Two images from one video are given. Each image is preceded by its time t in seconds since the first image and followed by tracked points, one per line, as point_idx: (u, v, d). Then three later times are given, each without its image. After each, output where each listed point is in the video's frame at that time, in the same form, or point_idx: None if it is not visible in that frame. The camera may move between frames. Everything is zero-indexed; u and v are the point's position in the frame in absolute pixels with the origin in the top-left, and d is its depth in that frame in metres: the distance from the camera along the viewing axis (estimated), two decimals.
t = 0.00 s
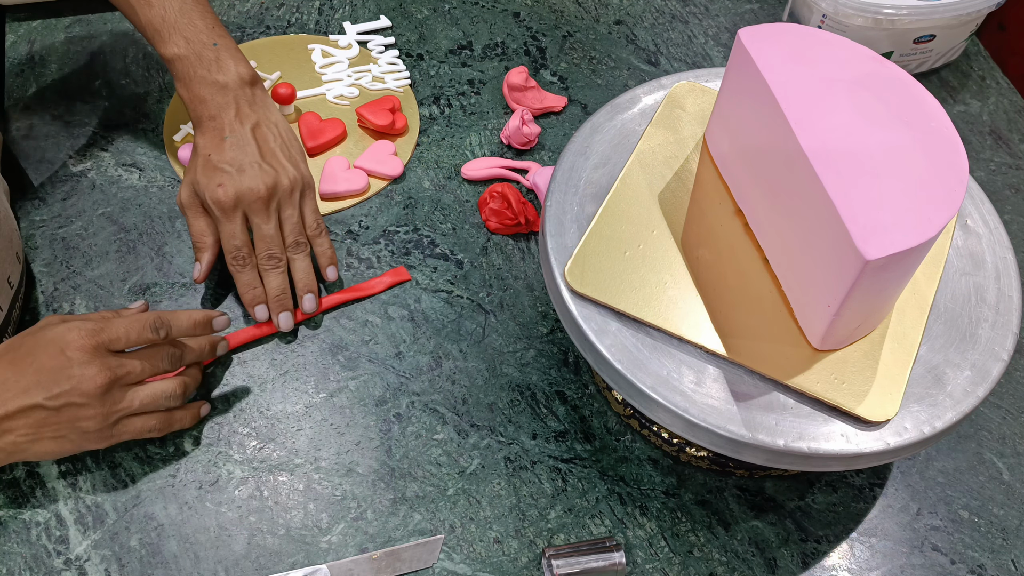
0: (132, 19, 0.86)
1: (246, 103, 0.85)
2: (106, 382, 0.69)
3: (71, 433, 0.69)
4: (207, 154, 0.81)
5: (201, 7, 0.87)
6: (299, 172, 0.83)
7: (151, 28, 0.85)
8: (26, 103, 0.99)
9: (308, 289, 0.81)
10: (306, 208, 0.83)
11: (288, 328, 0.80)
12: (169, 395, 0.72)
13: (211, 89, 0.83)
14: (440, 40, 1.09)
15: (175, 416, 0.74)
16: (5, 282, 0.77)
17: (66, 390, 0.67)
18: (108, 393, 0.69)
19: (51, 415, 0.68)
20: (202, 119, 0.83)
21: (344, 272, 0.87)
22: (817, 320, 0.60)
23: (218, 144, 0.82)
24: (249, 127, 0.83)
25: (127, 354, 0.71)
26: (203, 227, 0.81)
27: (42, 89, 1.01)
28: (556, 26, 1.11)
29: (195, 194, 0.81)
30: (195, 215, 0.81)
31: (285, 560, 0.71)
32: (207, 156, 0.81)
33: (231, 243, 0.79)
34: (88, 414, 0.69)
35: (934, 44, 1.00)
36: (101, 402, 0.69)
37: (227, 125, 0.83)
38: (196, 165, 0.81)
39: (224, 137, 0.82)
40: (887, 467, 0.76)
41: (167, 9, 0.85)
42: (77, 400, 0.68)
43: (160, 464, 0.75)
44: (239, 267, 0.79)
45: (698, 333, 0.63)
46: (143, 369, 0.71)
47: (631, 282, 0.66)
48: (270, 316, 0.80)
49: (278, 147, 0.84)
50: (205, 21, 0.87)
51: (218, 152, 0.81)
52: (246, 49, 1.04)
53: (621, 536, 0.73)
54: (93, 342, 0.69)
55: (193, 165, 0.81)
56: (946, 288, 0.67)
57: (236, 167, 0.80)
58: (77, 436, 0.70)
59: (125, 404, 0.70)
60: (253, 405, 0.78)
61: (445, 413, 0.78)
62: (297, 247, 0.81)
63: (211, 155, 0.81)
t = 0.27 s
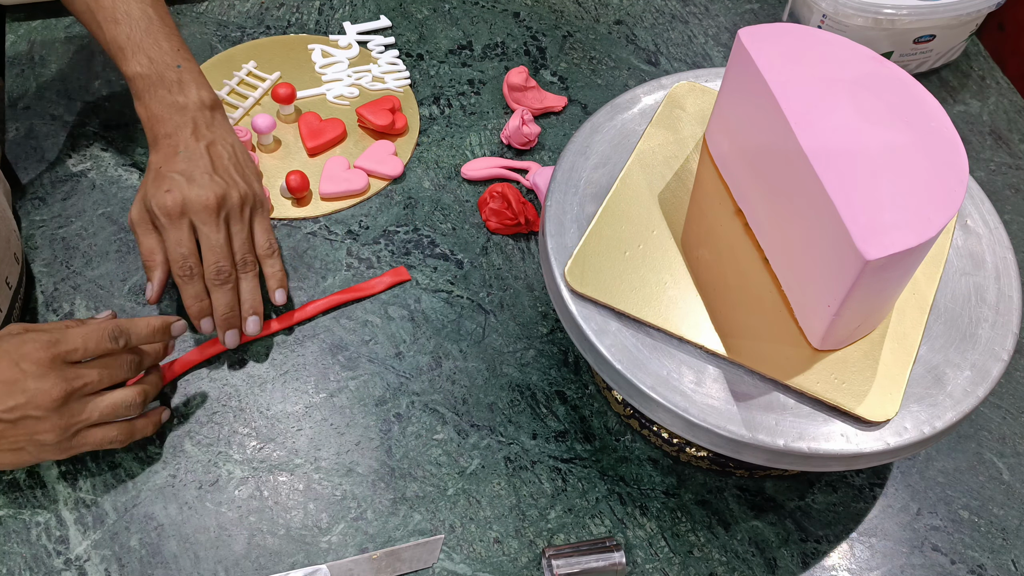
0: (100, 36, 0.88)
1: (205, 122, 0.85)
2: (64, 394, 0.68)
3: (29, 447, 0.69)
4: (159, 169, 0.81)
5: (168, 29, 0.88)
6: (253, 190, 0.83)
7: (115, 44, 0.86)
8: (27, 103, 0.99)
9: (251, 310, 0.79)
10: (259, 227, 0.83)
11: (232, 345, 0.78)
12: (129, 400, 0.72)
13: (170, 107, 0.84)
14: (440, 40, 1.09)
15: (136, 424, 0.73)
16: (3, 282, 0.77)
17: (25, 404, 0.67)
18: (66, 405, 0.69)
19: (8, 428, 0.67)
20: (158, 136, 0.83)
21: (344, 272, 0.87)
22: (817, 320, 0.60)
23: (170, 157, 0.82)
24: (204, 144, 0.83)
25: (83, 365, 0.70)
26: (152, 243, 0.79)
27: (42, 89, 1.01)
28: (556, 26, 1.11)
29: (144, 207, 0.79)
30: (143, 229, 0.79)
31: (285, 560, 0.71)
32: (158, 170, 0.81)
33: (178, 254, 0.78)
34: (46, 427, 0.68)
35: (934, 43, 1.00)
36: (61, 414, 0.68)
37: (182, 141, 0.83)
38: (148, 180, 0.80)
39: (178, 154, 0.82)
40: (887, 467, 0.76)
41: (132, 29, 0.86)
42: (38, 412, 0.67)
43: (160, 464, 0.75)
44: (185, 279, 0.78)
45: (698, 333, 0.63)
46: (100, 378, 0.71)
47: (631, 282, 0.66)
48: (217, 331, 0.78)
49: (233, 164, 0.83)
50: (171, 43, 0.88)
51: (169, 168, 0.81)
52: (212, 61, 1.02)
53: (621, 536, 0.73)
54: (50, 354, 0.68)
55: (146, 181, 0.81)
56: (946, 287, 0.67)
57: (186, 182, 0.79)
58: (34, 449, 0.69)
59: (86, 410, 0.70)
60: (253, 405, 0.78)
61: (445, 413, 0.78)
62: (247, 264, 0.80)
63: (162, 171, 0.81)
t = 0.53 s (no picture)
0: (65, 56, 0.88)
1: (169, 146, 0.85)
2: (79, 481, 0.65)
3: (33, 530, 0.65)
4: (129, 202, 0.82)
5: (134, 49, 0.89)
6: (226, 213, 0.84)
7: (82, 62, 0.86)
8: (27, 103, 0.99)
9: (252, 328, 0.80)
10: (237, 248, 0.84)
11: (220, 378, 0.78)
12: (152, 498, 0.66)
13: (134, 133, 0.84)
14: (440, 40, 1.09)
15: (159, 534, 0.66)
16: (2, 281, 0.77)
17: (37, 484, 0.65)
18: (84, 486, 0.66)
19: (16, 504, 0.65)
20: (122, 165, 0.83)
21: (343, 272, 0.87)
22: (816, 320, 0.60)
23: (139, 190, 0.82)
24: (170, 170, 0.83)
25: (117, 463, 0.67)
26: (129, 277, 0.81)
27: (42, 89, 1.00)
28: (556, 26, 1.11)
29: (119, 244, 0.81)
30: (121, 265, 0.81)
31: (285, 560, 0.70)
32: (128, 205, 0.81)
33: (156, 291, 0.79)
34: (47, 513, 0.65)
35: (934, 44, 1.00)
36: (67, 495, 0.65)
37: (149, 170, 0.83)
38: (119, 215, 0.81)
39: (145, 183, 0.82)
40: (887, 467, 0.76)
41: (97, 48, 0.86)
42: (41, 493, 0.65)
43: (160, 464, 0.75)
44: (164, 315, 0.78)
45: (698, 333, 0.63)
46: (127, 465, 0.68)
47: (631, 282, 0.66)
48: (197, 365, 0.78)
49: (201, 190, 0.84)
50: (136, 63, 0.88)
51: (139, 199, 0.82)
52: (188, 83, 0.99)
53: (621, 536, 0.73)
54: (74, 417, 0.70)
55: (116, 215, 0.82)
56: (946, 287, 0.67)
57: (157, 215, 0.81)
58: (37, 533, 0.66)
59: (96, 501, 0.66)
60: (253, 404, 0.78)
61: (445, 413, 0.78)
62: (229, 290, 0.81)
63: (132, 204, 0.81)
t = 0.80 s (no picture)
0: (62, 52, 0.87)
1: (167, 137, 0.86)
2: (129, 476, 0.68)
3: (73, 534, 0.66)
4: (129, 194, 0.82)
5: (131, 43, 0.89)
6: (226, 202, 0.84)
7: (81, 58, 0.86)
8: (27, 103, 0.99)
9: (256, 314, 0.80)
10: (238, 236, 0.84)
11: (231, 362, 0.78)
12: (199, 495, 0.68)
13: (133, 125, 0.84)
14: (440, 40, 1.09)
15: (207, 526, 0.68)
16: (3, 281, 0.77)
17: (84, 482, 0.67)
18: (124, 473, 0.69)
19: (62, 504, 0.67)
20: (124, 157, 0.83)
21: (344, 272, 0.87)
22: (816, 320, 0.60)
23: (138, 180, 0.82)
24: (169, 160, 0.83)
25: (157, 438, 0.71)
26: (131, 267, 0.81)
27: (42, 89, 1.00)
28: (556, 26, 1.11)
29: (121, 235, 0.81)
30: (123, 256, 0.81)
31: (285, 560, 0.70)
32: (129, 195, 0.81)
33: (159, 278, 0.79)
34: (98, 511, 0.67)
35: (934, 44, 1.00)
36: (121, 491, 0.67)
37: (148, 161, 0.83)
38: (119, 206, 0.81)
39: (145, 174, 0.82)
40: (887, 467, 0.76)
41: (94, 43, 0.86)
42: (94, 492, 0.67)
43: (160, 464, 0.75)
44: (169, 304, 0.78)
45: (698, 333, 0.63)
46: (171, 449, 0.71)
47: (631, 282, 0.66)
48: (204, 352, 0.78)
49: (201, 179, 0.84)
50: (133, 56, 0.88)
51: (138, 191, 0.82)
52: (188, 83, 0.99)
53: (621, 536, 0.73)
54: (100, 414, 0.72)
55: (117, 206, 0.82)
56: (946, 287, 0.67)
57: (158, 204, 0.80)
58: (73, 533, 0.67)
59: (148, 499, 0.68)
60: (253, 404, 0.78)
61: (445, 413, 0.78)
62: (234, 276, 0.81)
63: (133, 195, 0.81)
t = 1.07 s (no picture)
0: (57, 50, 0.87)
1: (164, 137, 0.85)
2: (134, 440, 0.69)
3: (78, 496, 0.68)
4: (130, 198, 0.81)
5: (127, 41, 0.88)
6: (226, 203, 0.84)
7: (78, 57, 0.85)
8: (27, 103, 0.99)
9: (258, 312, 0.80)
10: (239, 236, 0.84)
11: (251, 359, 0.79)
12: (201, 460, 0.70)
13: (129, 125, 0.84)
14: (440, 40, 1.09)
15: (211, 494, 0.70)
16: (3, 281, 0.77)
17: (90, 443, 0.69)
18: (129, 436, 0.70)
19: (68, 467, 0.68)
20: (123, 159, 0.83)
21: (344, 272, 0.87)
22: (817, 320, 0.60)
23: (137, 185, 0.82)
24: (168, 162, 0.83)
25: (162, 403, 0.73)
26: (128, 267, 0.81)
27: (42, 89, 1.00)
28: (556, 26, 1.11)
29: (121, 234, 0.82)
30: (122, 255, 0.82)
31: (285, 560, 0.71)
32: (130, 198, 0.81)
33: (168, 282, 0.80)
34: (102, 474, 0.68)
35: (934, 43, 1.00)
36: (125, 454, 0.69)
37: (147, 164, 0.83)
38: (119, 210, 0.81)
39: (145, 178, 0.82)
40: (887, 467, 0.76)
41: (91, 42, 0.86)
42: (99, 454, 0.68)
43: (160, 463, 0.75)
44: (180, 308, 0.79)
45: (698, 333, 0.63)
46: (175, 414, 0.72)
47: (631, 281, 0.66)
48: (228, 349, 0.79)
49: (200, 181, 0.84)
50: (129, 55, 0.88)
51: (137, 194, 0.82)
52: (189, 83, 0.99)
53: (621, 536, 0.73)
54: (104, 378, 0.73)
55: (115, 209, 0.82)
56: (947, 287, 0.67)
57: (160, 210, 0.81)
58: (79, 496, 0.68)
59: (150, 462, 0.70)
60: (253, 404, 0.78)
61: (445, 413, 0.78)
62: (237, 278, 0.82)
63: (134, 199, 0.81)
